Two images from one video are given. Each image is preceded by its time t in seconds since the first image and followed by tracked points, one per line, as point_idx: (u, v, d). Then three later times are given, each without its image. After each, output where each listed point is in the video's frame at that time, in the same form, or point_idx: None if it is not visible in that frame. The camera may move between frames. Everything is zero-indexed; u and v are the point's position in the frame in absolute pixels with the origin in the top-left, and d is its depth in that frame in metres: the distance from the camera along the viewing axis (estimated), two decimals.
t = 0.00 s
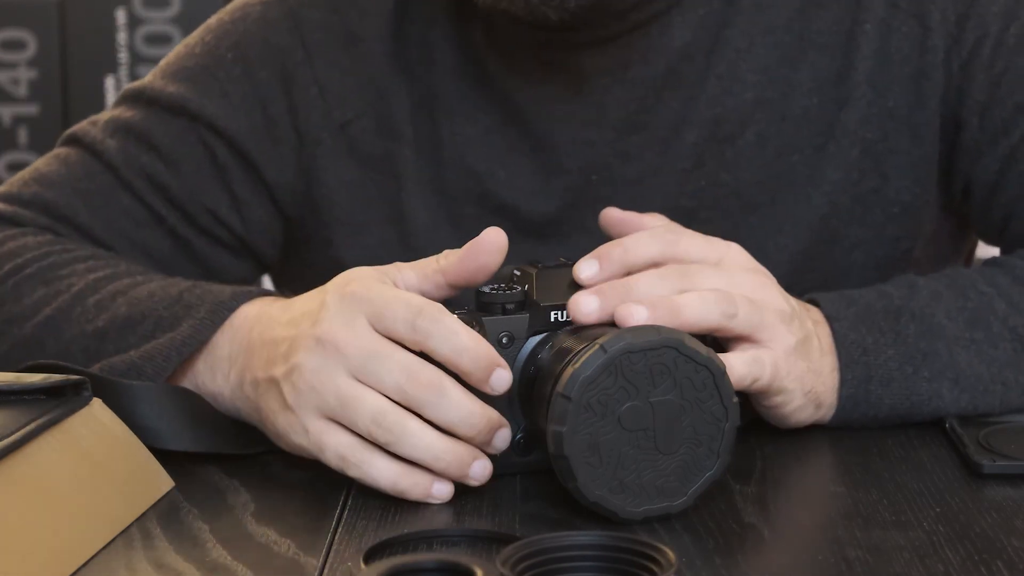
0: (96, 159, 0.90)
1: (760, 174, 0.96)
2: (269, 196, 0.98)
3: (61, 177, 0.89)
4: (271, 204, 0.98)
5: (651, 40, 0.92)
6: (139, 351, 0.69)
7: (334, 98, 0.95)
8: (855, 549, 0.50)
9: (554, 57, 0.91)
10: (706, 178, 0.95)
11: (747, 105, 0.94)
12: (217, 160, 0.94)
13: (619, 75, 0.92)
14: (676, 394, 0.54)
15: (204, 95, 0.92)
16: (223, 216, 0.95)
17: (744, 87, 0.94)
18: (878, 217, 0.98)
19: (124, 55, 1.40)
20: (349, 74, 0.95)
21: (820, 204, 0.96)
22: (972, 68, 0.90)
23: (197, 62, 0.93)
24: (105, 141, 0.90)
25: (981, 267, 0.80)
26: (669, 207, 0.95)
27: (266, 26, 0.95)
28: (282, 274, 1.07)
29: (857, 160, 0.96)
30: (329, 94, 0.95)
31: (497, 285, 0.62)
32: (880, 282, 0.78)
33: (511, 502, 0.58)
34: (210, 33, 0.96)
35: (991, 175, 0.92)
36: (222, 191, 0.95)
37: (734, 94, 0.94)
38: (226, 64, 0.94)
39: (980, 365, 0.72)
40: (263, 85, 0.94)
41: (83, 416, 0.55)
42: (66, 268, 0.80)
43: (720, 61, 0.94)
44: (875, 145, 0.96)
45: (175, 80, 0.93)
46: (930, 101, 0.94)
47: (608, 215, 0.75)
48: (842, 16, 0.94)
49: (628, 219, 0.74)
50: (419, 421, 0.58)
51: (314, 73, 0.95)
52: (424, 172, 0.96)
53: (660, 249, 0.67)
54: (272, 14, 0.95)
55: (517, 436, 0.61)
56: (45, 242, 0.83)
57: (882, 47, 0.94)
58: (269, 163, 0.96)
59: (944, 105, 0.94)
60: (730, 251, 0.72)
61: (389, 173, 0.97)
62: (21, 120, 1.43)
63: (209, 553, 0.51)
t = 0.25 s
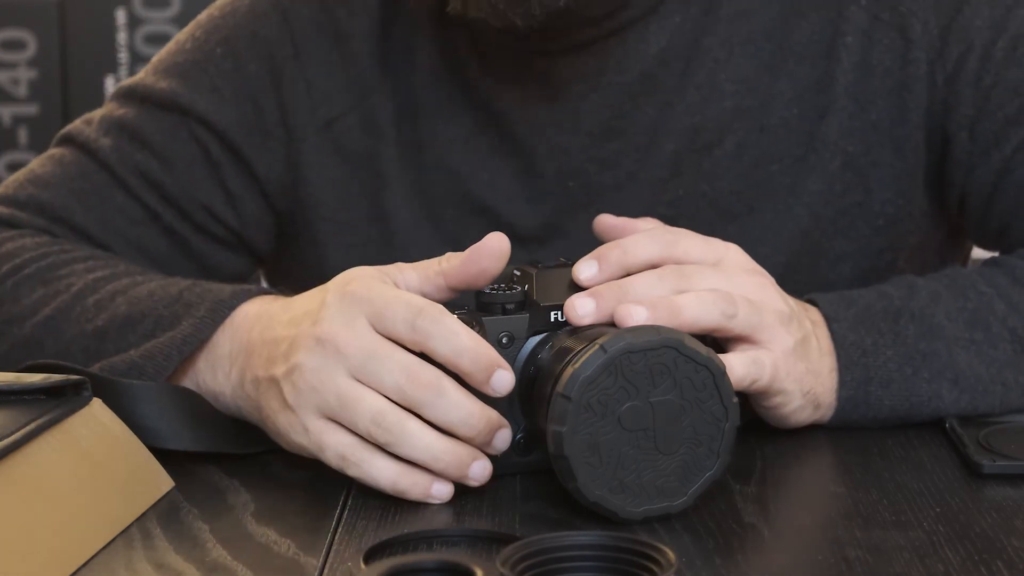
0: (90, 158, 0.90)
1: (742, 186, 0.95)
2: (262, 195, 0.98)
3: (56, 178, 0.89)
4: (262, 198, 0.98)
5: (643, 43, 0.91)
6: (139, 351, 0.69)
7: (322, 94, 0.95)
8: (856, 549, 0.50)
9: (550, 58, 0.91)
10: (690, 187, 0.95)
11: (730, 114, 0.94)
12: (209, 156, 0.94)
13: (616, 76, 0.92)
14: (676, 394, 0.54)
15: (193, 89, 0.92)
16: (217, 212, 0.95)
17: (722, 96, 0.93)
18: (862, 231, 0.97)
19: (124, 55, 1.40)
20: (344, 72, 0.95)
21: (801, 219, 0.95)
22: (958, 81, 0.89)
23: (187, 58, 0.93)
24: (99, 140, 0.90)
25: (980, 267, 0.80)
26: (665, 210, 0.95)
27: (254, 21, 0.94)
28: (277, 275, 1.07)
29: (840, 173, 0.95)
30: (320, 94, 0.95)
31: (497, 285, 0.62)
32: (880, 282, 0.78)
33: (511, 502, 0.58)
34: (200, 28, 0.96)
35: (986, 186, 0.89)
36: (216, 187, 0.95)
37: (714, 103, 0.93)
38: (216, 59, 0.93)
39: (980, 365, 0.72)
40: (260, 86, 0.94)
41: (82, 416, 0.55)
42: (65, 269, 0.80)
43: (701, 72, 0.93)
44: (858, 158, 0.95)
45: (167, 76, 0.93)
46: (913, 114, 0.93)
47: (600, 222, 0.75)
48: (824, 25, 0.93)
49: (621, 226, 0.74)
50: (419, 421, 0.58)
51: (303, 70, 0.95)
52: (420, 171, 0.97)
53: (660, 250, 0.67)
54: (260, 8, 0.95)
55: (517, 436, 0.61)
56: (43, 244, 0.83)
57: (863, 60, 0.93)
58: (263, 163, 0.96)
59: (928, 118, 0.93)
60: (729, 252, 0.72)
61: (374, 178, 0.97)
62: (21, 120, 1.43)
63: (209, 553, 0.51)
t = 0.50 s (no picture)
0: (90, 159, 0.91)
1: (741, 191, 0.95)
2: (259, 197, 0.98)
3: (56, 178, 0.89)
4: (261, 202, 0.99)
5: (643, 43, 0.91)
6: (139, 350, 0.69)
7: (321, 99, 0.96)
8: (855, 549, 0.50)
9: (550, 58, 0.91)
10: (688, 198, 0.94)
11: (726, 123, 0.93)
12: (208, 160, 0.94)
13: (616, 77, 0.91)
14: (676, 394, 0.54)
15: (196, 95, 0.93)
16: (217, 216, 0.96)
17: (719, 105, 0.93)
18: (861, 239, 0.97)
19: (124, 55, 1.40)
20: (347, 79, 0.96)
21: (801, 227, 0.95)
22: (957, 90, 0.89)
23: (186, 61, 0.94)
24: (99, 142, 0.91)
25: (981, 266, 0.80)
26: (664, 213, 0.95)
27: (252, 24, 0.95)
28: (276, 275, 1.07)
29: (838, 181, 0.95)
30: (319, 100, 0.96)
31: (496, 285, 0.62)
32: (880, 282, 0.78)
33: (511, 502, 0.58)
34: (199, 31, 0.96)
35: (986, 192, 0.90)
36: (215, 192, 0.96)
37: (712, 114, 0.93)
38: (215, 62, 0.94)
39: (980, 366, 0.72)
40: (258, 90, 0.95)
41: (83, 416, 0.55)
42: (64, 268, 0.80)
43: (697, 82, 0.93)
44: (857, 167, 0.95)
45: (166, 79, 0.93)
46: (911, 123, 0.92)
47: (601, 222, 0.75)
48: (822, 33, 0.93)
49: (622, 226, 0.74)
50: (417, 420, 0.58)
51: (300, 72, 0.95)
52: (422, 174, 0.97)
53: (660, 250, 0.67)
54: (259, 12, 0.96)
55: (517, 436, 0.61)
56: (42, 242, 0.83)
57: (862, 69, 0.93)
58: (262, 164, 0.96)
59: (927, 125, 0.93)
60: (730, 253, 0.72)
61: (375, 183, 0.97)
62: (21, 120, 1.43)
63: (209, 554, 0.51)
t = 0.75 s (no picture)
0: (83, 158, 0.90)
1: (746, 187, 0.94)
2: (255, 194, 0.98)
3: (50, 177, 0.88)
4: (256, 198, 0.99)
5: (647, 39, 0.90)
6: (139, 348, 0.70)
7: (320, 92, 0.96)
8: (855, 549, 0.50)
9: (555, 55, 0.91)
10: (693, 184, 0.94)
11: (734, 110, 0.93)
12: (202, 159, 0.94)
13: (619, 78, 0.91)
14: (676, 394, 0.54)
15: (189, 91, 0.93)
16: (211, 216, 0.96)
17: (728, 91, 0.93)
18: (869, 229, 0.97)
19: (124, 55, 1.40)
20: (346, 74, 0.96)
21: (809, 219, 0.95)
22: (969, 82, 0.89)
23: (181, 58, 0.94)
24: (93, 140, 0.90)
25: (985, 267, 0.80)
26: (665, 213, 0.95)
27: (248, 20, 0.96)
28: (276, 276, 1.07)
29: (847, 171, 0.95)
30: (318, 93, 0.96)
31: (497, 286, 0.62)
32: (884, 284, 0.78)
33: (511, 502, 0.58)
34: (193, 28, 0.96)
35: (994, 189, 0.91)
36: (209, 191, 0.95)
37: (719, 100, 0.93)
38: (209, 59, 0.94)
39: (982, 372, 0.72)
40: (253, 85, 0.95)
41: (83, 416, 0.55)
42: (62, 267, 0.80)
43: (710, 68, 0.93)
44: (867, 157, 0.95)
45: (161, 77, 0.93)
46: (922, 114, 0.93)
47: (607, 220, 0.75)
48: (831, 23, 0.93)
49: (627, 224, 0.74)
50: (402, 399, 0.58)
51: (295, 63, 0.96)
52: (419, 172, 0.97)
53: (664, 252, 0.67)
54: (253, 7, 0.96)
55: (517, 436, 0.61)
56: (39, 241, 0.83)
57: (874, 58, 0.93)
58: (260, 164, 0.97)
59: (938, 117, 0.93)
60: (734, 253, 0.72)
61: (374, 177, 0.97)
62: (21, 120, 1.43)
63: (209, 554, 0.51)
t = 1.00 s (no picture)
0: (83, 171, 0.90)
1: (749, 198, 0.94)
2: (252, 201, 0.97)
3: (54, 188, 0.89)
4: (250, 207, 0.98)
5: (646, 51, 0.90)
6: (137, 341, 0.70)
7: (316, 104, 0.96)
8: (856, 549, 0.50)
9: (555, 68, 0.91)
10: (696, 196, 0.94)
11: (735, 121, 0.93)
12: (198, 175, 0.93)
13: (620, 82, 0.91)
14: (676, 394, 0.54)
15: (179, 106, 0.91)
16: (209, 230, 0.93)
17: (730, 103, 0.93)
18: (872, 236, 0.96)
19: (124, 55, 1.40)
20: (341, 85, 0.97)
21: (812, 228, 0.95)
22: (973, 89, 0.89)
23: (175, 75, 0.92)
24: (89, 155, 0.90)
25: (985, 267, 0.81)
26: (666, 215, 0.94)
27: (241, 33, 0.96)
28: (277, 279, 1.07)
29: (851, 181, 0.95)
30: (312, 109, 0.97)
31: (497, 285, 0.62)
32: (885, 284, 0.78)
33: (512, 502, 0.58)
34: (187, 45, 0.95)
35: (995, 195, 0.90)
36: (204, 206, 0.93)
37: (722, 113, 0.93)
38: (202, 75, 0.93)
39: (982, 372, 0.71)
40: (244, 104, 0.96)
41: (83, 416, 0.55)
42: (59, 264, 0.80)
43: (709, 77, 0.93)
44: (869, 166, 0.95)
45: (153, 94, 0.92)
46: (925, 123, 0.92)
47: (608, 218, 0.75)
48: (835, 28, 0.93)
49: (627, 222, 0.74)
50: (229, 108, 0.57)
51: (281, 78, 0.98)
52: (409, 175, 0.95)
53: (664, 252, 0.67)
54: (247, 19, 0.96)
55: (517, 436, 0.61)
56: (36, 242, 0.83)
57: (877, 66, 0.93)
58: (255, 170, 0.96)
59: (941, 125, 0.93)
60: (734, 253, 0.72)
61: (364, 190, 0.96)
62: (21, 120, 1.43)
63: (209, 554, 0.51)
